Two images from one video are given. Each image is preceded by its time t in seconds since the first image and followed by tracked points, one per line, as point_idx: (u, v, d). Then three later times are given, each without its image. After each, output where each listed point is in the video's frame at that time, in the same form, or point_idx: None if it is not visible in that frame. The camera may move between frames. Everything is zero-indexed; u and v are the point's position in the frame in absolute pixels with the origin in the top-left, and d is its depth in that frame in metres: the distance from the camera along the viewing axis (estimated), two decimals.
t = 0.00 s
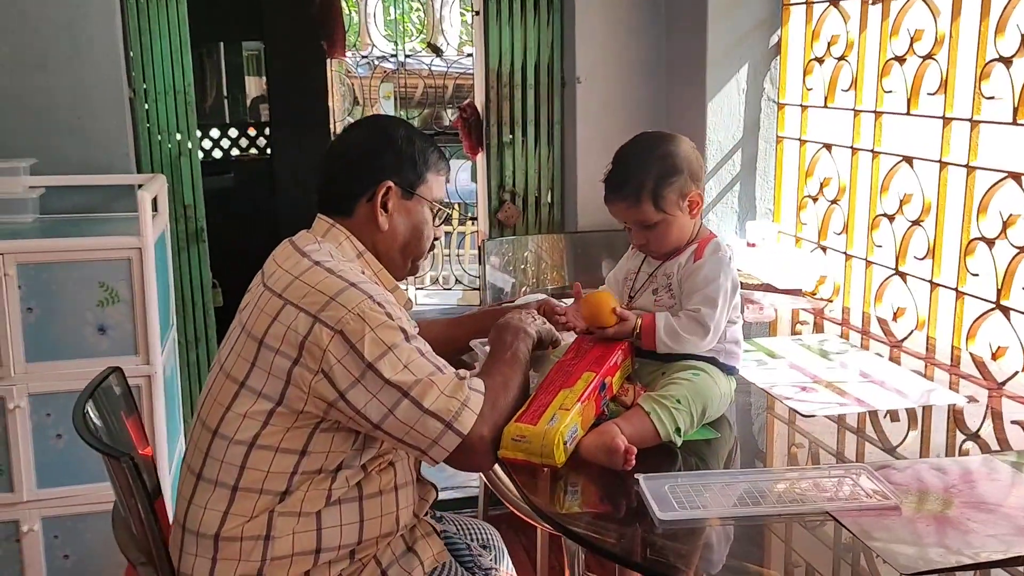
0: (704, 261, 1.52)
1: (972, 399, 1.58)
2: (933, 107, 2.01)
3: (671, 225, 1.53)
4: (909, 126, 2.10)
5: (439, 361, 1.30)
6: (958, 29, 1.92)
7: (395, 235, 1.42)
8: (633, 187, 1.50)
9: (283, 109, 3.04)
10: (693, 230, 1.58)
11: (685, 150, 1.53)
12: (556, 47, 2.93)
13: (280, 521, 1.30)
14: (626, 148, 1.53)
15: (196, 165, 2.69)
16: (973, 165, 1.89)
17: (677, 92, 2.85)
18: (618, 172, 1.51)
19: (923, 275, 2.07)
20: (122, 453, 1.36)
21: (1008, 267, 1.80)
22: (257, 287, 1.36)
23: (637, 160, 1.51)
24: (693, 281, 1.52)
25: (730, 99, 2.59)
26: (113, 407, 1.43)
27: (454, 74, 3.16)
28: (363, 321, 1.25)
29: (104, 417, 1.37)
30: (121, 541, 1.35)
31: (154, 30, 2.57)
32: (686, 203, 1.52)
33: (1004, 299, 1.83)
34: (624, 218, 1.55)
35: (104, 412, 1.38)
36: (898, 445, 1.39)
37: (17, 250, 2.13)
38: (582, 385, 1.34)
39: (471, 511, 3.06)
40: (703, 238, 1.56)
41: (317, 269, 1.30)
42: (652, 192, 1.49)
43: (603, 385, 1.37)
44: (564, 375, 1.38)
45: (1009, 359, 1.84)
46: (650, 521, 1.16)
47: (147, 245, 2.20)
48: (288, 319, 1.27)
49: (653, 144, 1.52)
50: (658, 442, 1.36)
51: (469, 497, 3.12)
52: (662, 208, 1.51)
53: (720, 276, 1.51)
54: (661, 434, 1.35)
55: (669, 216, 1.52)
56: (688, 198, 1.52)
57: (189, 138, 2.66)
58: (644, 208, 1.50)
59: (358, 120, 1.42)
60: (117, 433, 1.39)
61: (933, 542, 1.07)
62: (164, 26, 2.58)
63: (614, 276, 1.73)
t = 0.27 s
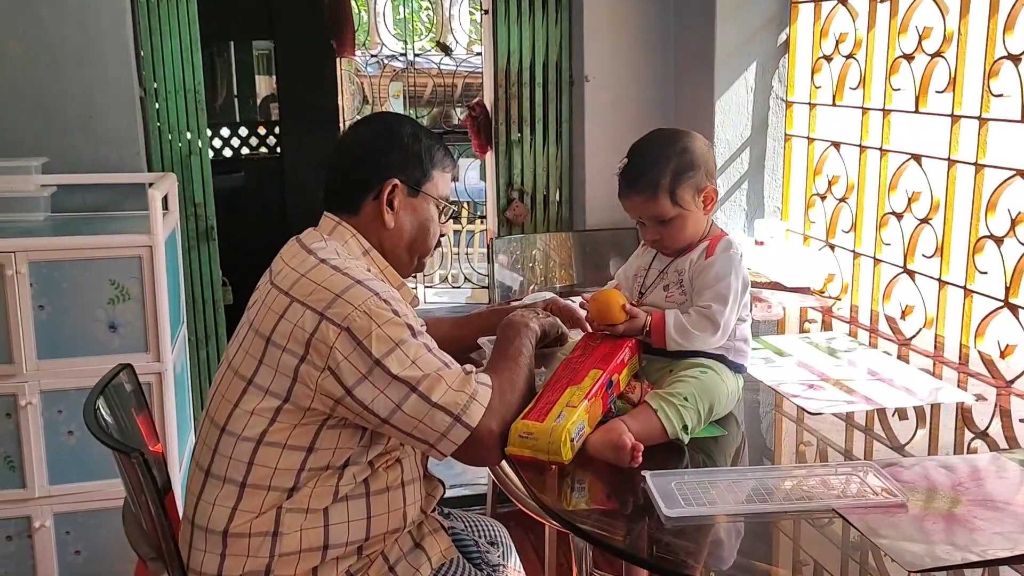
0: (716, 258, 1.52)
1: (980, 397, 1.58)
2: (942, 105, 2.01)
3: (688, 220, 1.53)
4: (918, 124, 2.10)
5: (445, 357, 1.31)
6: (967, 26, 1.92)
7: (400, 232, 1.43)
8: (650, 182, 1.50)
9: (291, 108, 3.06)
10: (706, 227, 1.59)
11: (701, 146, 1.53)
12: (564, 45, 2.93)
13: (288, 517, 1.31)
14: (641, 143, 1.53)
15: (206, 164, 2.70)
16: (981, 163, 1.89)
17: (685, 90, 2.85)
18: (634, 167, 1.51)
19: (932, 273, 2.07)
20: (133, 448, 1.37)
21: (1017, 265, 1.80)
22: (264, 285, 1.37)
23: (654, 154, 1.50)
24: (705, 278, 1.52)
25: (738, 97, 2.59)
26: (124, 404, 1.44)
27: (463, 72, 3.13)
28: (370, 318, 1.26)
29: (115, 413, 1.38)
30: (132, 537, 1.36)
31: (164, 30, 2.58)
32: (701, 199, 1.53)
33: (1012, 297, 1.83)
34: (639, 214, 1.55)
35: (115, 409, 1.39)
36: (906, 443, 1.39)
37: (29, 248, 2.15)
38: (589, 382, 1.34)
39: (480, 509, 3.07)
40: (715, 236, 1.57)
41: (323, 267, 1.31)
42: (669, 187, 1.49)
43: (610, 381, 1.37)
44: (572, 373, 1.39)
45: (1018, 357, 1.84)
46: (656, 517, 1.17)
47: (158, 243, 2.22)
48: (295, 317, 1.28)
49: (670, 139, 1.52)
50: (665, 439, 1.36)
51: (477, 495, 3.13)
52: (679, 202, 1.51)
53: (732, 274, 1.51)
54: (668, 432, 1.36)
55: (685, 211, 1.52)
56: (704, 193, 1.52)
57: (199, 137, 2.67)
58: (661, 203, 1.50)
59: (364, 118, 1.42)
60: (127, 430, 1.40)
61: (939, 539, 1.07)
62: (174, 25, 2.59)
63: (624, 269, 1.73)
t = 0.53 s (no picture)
0: (722, 258, 1.52)
1: (987, 398, 1.58)
2: (948, 104, 2.01)
3: (692, 221, 1.53)
4: (924, 123, 2.09)
5: (452, 355, 1.31)
6: (973, 25, 1.91)
7: (405, 233, 1.43)
8: (655, 184, 1.50)
9: (297, 109, 3.06)
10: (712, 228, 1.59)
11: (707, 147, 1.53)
12: (569, 46, 2.93)
13: (294, 517, 1.31)
14: (647, 145, 1.54)
15: (212, 164, 2.71)
16: (988, 163, 1.88)
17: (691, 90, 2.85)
18: (638, 169, 1.52)
19: (938, 273, 2.07)
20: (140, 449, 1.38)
21: None
22: (270, 286, 1.38)
23: (659, 155, 1.51)
24: (710, 277, 1.52)
25: (744, 97, 2.59)
26: (131, 405, 1.45)
27: (469, 72, 3.16)
28: (377, 318, 1.26)
29: (122, 414, 1.39)
30: (138, 537, 1.36)
31: (170, 31, 2.59)
32: (705, 199, 1.53)
33: (1019, 297, 1.83)
34: (644, 215, 1.55)
35: (121, 410, 1.40)
36: (912, 443, 1.39)
37: (37, 248, 2.16)
38: (595, 383, 1.34)
39: (486, 509, 3.07)
40: (721, 237, 1.57)
41: (329, 268, 1.31)
42: (673, 187, 1.49)
43: (615, 382, 1.37)
44: (577, 373, 1.39)
45: None
46: (661, 518, 1.17)
47: (164, 244, 2.22)
48: (302, 317, 1.28)
49: (675, 140, 1.52)
50: (670, 440, 1.36)
51: (483, 495, 3.13)
52: (683, 204, 1.51)
53: (737, 273, 1.51)
54: (672, 433, 1.36)
55: (689, 212, 1.52)
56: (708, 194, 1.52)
57: (205, 138, 2.68)
58: (666, 203, 1.51)
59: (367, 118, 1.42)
60: (134, 431, 1.41)
61: (946, 541, 1.07)
62: (180, 26, 2.60)
63: (631, 269, 1.73)
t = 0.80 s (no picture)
0: (727, 259, 1.52)
1: (997, 399, 1.57)
2: (957, 105, 2.00)
3: (694, 224, 1.53)
4: (932, 124, 2.09)
5: (457, 359, 1.31)
6: (982, 25, 1.91)
7: (404, 234, 1.43)
8: (656, 188, 1.50)
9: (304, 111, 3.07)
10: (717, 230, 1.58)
11: (710, 150, 1.53)
12: (576, 46, 2.93)
13: (300, 519, 1.31)
14: (649, 148, 1.54)
15: (220, 167, 2.71)
16: (997, 164, 1.88)
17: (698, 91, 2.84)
18: (640, 173, 1.52)
19: (947, 274, 2.06)
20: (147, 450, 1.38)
21: None
22: (276, 288, 1.38)
23: (660, 159, 1.51)
24: (715, 278, 1.52)
25: (751, 98, 2.58)
26: (139, 406, 1.45)
27: (477, 74, 3.16)
28: (382, 321, 1.26)
29: (130, 415, 1.39)
30: (147, 537, 1.37)
31: (178, 34, 2.60)
32: (707, 203, 1.52)
33: None
34: (646, 218, 1.55)
35: (130, 411, 1.40)
36: (921, 445, 1.38)
37: (45, 250, 2.16)
38: (602, 384, 1.34)
39: (493, 510, 3.07)
40: (727, 237, 1.57)
41: (334, 271, 1.31)
42: (674, 192, 1.49)
43: (622, 384, 1.37)
44: (585, 374, 1.39)
45: None
46: (668, 520, 1.16)
47: (172, 246, 2.23)
48: (307, 320, 1.28)
49: (678, 143, 1.51)
50: (677, 441, 1.36)
51: (491, 496, 3.13)
52: (685, 208, 1.51)
53: (743, 273, 1.50)
54: (680, 434, 1.35)
55: (691, 216, 1.52)
56: (710, 198, 1.52)
57: (212, 139, 2.68)
58: (666, 208, 1.51)
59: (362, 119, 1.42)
60: (142, 432, 1.41)
61: (955, 543, 1.07)
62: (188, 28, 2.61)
63: (638, 271, 1.73)
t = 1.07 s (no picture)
0: (728, 260, 1.51)
1: (1004, 401, 1.56)
2: (964, 106, 2.00)
3: (693, 227, 1.53)
4: (939, 125, 2.08)
5: (465, 361, 1.30)
6: (989, 26, 1.90)
7: (412, 236, 1.43)
8: (653, 192, 1.50)
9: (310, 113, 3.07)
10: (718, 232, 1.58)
11: (708, 153, 1.52)
12: (581, 48, 2.92)
13: (309, 522, 1.31)
14: (647, 152, 1.54)
15: (225, 168, 2.72)
16: (1004, 164, 1.87)
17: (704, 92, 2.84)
18: (638, 177, 1.52)
19: (954, 275, 2.06)
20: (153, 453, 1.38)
21: None
22: (283, 291, 1.38)
23: (657, 162, 1.51)
24: (716, 280, 1.51)
25: (757, 99, 2.57)
26: (145, 409, 1.45)
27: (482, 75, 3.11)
28: (389, 322, 1.26)
29: (137, 419, 1.39)
30: (153, 540, 1.36)
31: (184, 36, 2.60)
32: (705, 205, 1.52)
33: None
34: (646, 222, 1.55)
35: (136, 414, 1.40)
36: (929, 447, 1.38)
37: (51, 252, 2.17)
38: (608, 387, 1.34)
39: (499, 513, 3.06)
40: (727, 238, 1.56)
41: (341, 272, 1.31)
42: (671, 195, 1.49)
43: (629, 387, 1.37)
44: (591, 377, 1.38)
45: None
46: (675, 523, 1.16)
47: (177, 247, 2.23)
48: (314, 322, 1.28)
49: (675, 146, 1.51)
50: (684, 444, 1.35)
51: (496, 499, 3.13)
52: (683, 211, 1.51)
53: (743, 275, 1.50)
54: (687, 437, 1.35)
55: (689, 219, 1.52)
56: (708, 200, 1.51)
57: (218, 141, 2.68)
58: (664, 211, 1.51)
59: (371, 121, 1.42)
60: (148, 435, 1.41)
61: (964, 546, 1.06)
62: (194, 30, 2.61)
63: (642, 273, 1.72)
